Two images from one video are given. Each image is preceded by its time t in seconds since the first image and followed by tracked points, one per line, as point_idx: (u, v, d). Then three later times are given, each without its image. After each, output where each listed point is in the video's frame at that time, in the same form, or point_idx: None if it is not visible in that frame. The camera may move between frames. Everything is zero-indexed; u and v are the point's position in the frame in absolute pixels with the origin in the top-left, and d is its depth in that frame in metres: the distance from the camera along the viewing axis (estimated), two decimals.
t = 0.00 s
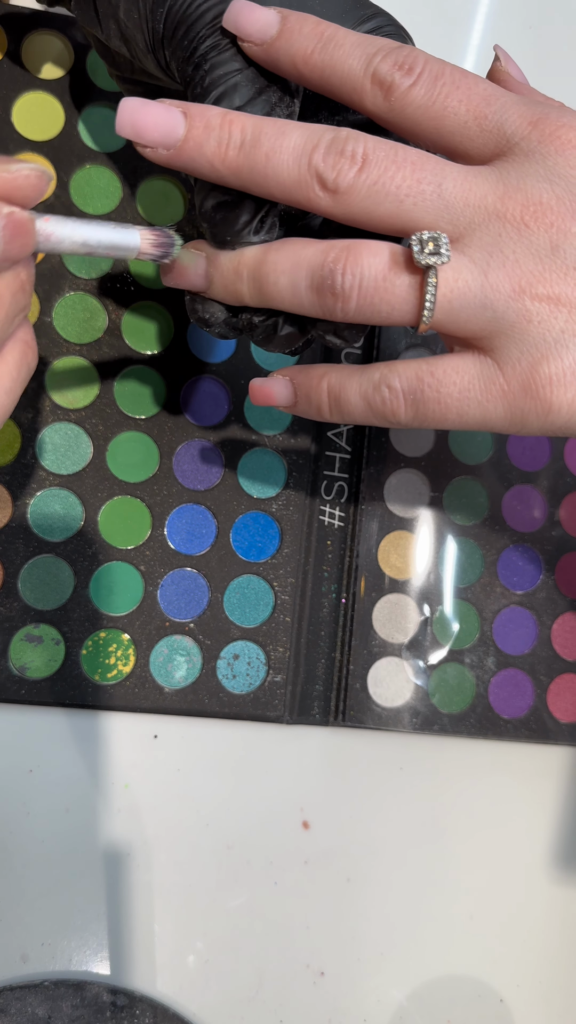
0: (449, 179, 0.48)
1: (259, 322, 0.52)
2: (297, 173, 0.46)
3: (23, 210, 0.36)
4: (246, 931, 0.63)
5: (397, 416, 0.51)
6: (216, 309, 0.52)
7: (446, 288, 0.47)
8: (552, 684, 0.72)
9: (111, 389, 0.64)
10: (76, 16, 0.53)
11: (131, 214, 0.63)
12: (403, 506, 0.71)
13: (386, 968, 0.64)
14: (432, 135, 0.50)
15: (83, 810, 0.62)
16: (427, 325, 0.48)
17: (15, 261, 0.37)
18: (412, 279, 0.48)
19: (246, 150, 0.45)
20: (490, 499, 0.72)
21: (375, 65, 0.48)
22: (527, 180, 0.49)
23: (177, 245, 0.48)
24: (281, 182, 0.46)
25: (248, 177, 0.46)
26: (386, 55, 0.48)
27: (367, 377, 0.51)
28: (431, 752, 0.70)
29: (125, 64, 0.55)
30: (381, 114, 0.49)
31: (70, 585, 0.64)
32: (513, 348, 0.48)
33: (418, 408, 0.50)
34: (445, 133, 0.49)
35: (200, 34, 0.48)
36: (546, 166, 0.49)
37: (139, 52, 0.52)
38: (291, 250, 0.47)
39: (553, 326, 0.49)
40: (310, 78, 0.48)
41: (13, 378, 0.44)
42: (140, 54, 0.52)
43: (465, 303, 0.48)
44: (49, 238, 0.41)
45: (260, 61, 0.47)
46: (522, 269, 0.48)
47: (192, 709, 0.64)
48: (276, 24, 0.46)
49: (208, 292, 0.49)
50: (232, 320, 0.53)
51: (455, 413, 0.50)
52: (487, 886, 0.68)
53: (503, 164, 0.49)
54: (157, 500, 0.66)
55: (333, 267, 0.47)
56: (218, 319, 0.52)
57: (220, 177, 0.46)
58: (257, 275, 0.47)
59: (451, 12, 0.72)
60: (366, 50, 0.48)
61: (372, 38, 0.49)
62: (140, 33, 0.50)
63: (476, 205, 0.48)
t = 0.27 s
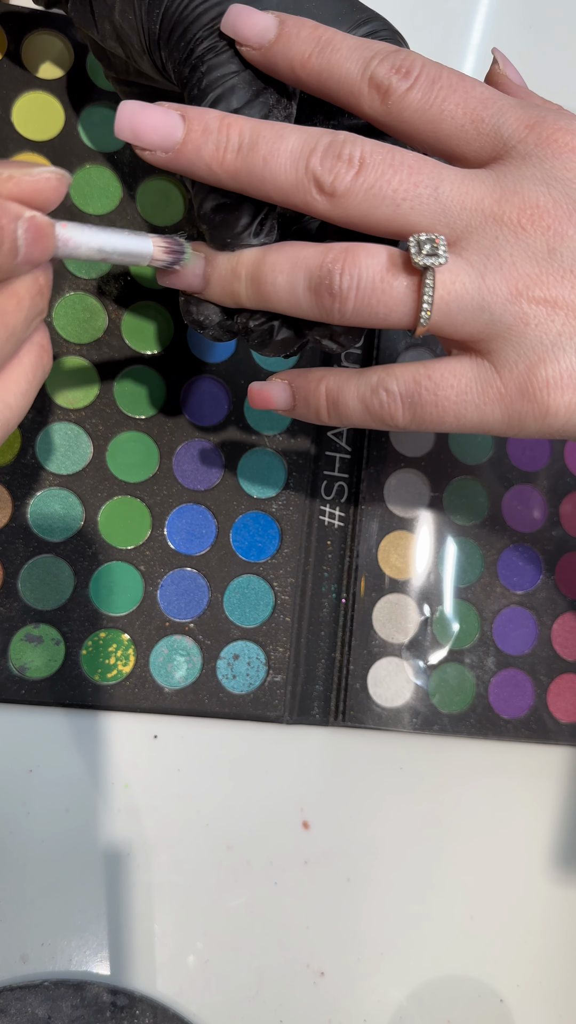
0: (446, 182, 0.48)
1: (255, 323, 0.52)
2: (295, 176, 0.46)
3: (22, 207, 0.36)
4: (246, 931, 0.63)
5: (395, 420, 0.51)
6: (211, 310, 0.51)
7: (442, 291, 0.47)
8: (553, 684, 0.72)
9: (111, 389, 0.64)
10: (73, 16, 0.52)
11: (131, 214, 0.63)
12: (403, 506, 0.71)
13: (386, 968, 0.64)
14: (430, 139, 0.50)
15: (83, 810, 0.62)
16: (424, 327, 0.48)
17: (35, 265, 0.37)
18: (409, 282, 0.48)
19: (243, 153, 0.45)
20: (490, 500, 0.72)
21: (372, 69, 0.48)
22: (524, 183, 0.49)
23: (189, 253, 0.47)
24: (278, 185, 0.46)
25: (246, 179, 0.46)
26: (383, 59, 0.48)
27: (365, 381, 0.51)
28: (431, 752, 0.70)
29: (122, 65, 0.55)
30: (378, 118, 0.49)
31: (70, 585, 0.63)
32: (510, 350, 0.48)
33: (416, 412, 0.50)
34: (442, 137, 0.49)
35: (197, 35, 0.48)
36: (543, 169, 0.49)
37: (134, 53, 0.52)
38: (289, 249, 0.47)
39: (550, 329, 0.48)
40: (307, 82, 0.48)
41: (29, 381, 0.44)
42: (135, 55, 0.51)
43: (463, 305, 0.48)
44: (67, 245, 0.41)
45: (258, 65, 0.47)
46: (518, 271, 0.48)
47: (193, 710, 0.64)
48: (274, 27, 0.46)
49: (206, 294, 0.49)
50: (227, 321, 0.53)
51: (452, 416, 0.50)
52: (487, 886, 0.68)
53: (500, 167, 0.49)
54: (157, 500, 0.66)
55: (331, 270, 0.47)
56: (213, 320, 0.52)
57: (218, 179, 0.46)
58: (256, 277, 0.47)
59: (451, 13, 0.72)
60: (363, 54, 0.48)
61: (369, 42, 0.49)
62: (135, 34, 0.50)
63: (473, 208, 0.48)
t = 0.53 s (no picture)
0: (440, 184, 0.48)
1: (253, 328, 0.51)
2: (289, 178, 0.46)
3: (34, 212, 0.36)
4: (246, 931, 0.63)
5: (390, 422, 0.51)
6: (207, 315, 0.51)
7: (435, 294, 0.47)
8: (553, 684, 0.72)
9: (111, 389, 0.64)
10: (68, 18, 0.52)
11: (131, 214, 0.63)
12: (403, 506, 0.71)
13: (386, 967, 0.64)
14: (423, 141, 0.50)
15: (83, 811, 0.62)
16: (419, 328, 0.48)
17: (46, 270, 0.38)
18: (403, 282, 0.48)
19: (238, 155, 0.45)
20: (490, 499, 0.72)
21: (365, 72, 0.48)
22: (517, 185, 0.49)
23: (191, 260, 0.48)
24: (272, 187, 0.46)
25: (240, 181, 0.46)
26: (376, 63, 0.48)
27: (360, 383, 0.51)
28: (431, 752, 0.70)
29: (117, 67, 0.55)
30: (372, 120, 0.49)
31: (70, 585, 0.63)
32: (503, 352, 0.48)
33: (410, 414, 0.50)
34: (435, 140, 0.49)
35: (192, 38, 0.48)
36: (535, 171, 0.49)
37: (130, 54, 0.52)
38: (285, 250, 0.48)
39: (543, 329, 0.48)
40: (301, 85, 0.48)
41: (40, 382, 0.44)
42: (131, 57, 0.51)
43: (457, 306, 0.48)
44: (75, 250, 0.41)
45: (252, 69, 0.47)
46: (511, 272, 0.48)
47: (192, 710, 0.64)
48: (267, 32, 0.46)
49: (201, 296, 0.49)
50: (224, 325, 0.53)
51: (446, 417, 0.50)
52: (487, 886, 0.68)
53: (493, 170, 0.49)
54: (157, 500, 0.66)
55: (325, 271, 0.47)
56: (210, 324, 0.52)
57: (213, 181, 0.46)
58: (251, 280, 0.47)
59: (449, 14, 0.72)
60: (356, 57, 0.48)
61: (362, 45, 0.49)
62: (130, 36, 0.50)
63: (465, 209, 0.48)
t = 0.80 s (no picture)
0: (442, 185, 0.48)
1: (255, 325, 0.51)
2: (292, 178, 0.46)
3: (22, 205, 0.37)
4: (246, 931, 0.62)
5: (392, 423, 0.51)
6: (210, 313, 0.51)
7: (436, 296, 0.47)
8: (553, 684, 0.72)
9: (111, 389, 0.64)
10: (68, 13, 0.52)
11: (131, 214, 0.63)
12: (405, 504, 0.71)
13: (386, 967, 0.64)
14: (426, 141, 0.50)
15: (83, 810, 0.62)
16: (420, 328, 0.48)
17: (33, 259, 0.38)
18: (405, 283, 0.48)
19: (241, 156, 0.45)
20: (490, 500, 0.72)
21: (369, 73, 0.48)
22: (520, 186, 0.49)
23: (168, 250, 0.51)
24: (275, 188, 0.46)
25: (244, 182, 0.46)
26: (380, 63, 0.48)
27: (363, 385, 0.51)
28: (431, 752, 0.70)
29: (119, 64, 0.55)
30: (375, 120, 0.49)
31: (70, 584, 0.63)
32: (505, 353, 0.48)
33: (412, 416, 0.50)
34: (438, 141, 0.49)
35: (195, 37, 0.48)
36: (538, 172, 0.49)
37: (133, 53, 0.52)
38: (287, 250, 0.48)
39: (545, 331, 0.48)
40: (304, 85, 0.48)
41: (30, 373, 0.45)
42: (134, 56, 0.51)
43: (458, 308, 0.48)
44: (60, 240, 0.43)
45: (256, 69, 0.47)
46: (513, 273, 0.48)
47: (192, 710, 0.64)
48: (271, 32, 0.46)
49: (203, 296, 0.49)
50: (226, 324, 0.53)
51: (448, 418, 0.50)
52: (487, 886, 0.68)
53: (496, 171, 0.49)
54: (157, 500, 0.66)
55: (326, 274, 0.47)
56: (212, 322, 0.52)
57: (215, 181, 0.46)
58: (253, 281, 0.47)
59: (450, 15, 0.72)
60: (360, 58, 0.48)
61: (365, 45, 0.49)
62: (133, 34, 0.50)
63: (468, 210, 0.48)
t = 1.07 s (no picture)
0: (443, 180, 0.48)
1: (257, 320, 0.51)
2: (293, 169, 0.46)
3: None
4: (246, 931, 0.62)
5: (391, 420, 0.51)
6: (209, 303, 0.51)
7: (437, 290, 0.47)
8: (553, 684, 0.72)
9: (111, 389, 0.64)
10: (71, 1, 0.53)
11: (131, 214, 0.63)
12: (405, 504, 0.71)
13: (387, 968, 0.64)
14: (428, 137, 0.50)
15: (84, 810, 0.62)
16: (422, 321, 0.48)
17: None
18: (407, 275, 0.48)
19: (243, 145, 0.45)
20: (490, 500, 0.72)
21: (371, 67, 0.48)
22: (521, 183, 0.49)
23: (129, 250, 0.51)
24: (277, 178, 0.46)
25: (247, 172, 0.46)
26: (382, 57, 0.48)
27: (362, 381, 0.51)
28: (431, 752, 0.70)
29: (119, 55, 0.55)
30: (376, 115, 0.49)
31: (70, 585, 0.63)
32: (505, 350, 0.48)
33: (412, 413, 0.50)
34: (440, 136, 0.50)
35: (196, 25, 0.48)
36: (540, 169, 0.49)
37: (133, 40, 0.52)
38: (289, 239, 0.47)
39: (545, 328, 0.48)
40: (306, 79, 0.48)
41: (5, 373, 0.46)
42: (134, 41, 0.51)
43: (458, 303, 0.48)
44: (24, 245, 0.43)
45: (258, 61, 0.47)
46: (514, 270, 0.48)
47: (193, 710, 0.64)
48: (274, 25, 0.46)
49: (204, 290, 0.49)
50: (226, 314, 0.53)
51: (447, 416, 0.50)
52: (487, 886, 0.68)
53: (497, 167, 0.49)
54: (157, 500, 0.66)
55: (328, 263, 0.47)
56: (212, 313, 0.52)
57: (218, 171, 0.46)
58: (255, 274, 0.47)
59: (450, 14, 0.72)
60: (362, 52, 0.48)
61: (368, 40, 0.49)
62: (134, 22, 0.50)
63: (469, 205, 0.48)
